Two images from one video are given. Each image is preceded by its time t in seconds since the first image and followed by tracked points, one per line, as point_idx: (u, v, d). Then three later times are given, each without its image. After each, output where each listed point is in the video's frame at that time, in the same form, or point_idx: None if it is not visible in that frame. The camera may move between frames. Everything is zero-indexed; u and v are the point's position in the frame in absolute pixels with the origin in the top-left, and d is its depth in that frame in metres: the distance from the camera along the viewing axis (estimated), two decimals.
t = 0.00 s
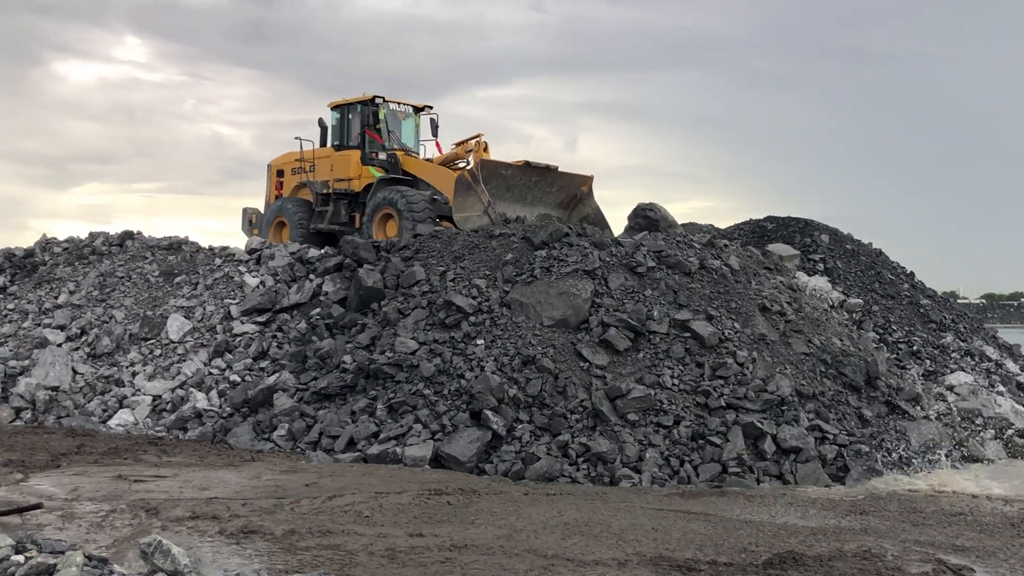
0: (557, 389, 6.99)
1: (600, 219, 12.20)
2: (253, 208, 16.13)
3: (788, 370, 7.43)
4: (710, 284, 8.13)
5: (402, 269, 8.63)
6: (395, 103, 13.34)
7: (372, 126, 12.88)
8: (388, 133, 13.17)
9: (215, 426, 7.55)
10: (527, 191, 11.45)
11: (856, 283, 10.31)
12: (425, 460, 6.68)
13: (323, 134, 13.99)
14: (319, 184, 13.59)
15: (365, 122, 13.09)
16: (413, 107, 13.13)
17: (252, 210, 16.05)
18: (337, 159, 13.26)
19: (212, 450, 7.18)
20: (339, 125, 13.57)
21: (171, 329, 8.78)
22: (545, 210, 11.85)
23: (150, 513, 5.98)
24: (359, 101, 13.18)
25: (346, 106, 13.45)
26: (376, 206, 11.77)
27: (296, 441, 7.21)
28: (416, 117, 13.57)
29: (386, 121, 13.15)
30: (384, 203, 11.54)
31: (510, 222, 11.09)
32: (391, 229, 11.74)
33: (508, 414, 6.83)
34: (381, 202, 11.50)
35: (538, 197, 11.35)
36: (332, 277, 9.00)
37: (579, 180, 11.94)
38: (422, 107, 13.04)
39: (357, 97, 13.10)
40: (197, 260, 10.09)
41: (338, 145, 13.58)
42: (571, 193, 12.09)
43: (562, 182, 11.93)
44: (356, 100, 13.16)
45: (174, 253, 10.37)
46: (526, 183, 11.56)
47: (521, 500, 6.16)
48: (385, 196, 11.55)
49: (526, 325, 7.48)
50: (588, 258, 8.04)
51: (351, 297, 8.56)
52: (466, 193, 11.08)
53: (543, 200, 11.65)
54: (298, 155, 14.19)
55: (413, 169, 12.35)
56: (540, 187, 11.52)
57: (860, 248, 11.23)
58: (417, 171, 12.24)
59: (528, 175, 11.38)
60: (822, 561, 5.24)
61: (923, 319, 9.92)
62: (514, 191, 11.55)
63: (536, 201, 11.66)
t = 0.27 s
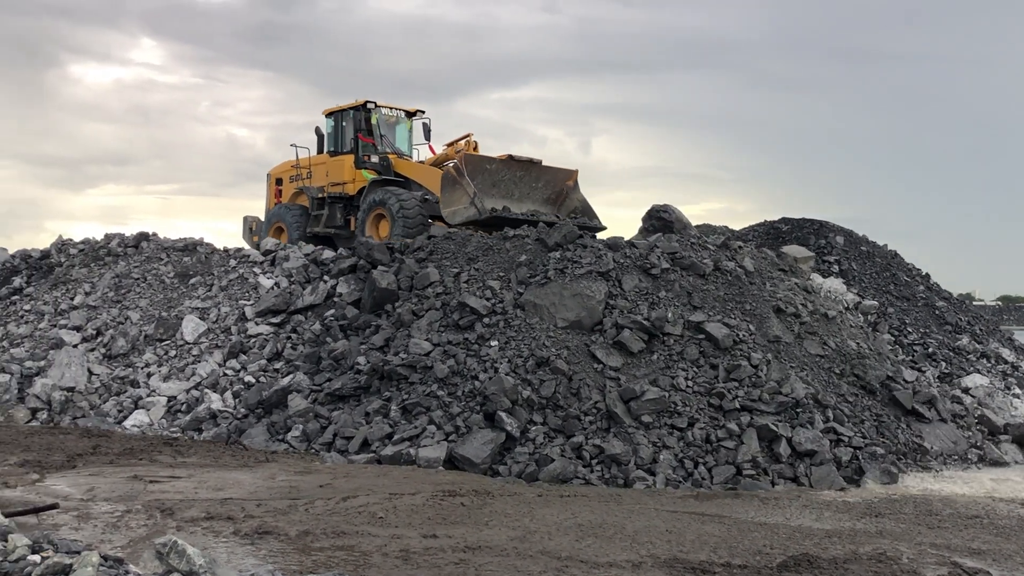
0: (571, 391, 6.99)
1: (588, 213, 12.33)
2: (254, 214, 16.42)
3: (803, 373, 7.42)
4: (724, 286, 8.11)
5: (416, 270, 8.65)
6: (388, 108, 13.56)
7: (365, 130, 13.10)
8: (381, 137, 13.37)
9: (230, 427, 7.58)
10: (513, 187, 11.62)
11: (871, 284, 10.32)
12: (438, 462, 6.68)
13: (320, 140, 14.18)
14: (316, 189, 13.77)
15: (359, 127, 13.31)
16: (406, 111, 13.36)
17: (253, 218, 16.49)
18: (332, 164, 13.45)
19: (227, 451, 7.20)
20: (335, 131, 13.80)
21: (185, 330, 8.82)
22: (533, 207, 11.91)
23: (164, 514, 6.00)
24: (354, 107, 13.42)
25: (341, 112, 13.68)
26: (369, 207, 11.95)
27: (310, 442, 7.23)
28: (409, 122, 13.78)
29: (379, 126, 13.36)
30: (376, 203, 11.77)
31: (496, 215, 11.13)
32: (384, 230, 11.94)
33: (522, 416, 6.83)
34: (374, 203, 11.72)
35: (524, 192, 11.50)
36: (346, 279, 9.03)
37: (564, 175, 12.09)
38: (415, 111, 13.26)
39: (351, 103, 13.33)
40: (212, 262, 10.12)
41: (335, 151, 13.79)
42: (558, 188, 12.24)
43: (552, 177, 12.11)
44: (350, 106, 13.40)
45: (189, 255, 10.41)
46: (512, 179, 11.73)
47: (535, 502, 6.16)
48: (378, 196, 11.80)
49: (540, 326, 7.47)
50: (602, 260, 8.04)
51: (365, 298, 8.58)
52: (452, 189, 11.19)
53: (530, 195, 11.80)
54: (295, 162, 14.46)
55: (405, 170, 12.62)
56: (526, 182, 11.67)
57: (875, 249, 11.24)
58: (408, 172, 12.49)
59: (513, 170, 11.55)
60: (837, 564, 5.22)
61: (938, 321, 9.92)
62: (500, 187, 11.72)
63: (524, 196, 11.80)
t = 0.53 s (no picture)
0: (582, 391, 6.99)
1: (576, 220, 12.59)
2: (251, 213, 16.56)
3: (815, 374, 7.40)
4: (736, 287, 8.10)
5: (427, 271, 8.67)
6: (380, 112, 13.63)
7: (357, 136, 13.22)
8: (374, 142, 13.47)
9: (242, 427, 7.59)
10: (498, 197, 11.89)
11: (884, 283, 10.37)
12: (450, 462, 6.69)
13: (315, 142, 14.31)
14: (310, 192, 13.98)
15: (352, 132, 13.42)
16: (399, 116, 13.40)
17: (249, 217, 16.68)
18: (326, 167, 13.65)
19: (239, 451, 7.21)
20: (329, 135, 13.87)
21: (197, 330, 8.84)
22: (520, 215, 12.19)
23: (177, 514, 6.01)
24: (347, 111, 13.49)
25: (336, 115, 13.77)
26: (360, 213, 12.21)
27: (322, 442, 7.24)
28: (403, 125, 13.83)
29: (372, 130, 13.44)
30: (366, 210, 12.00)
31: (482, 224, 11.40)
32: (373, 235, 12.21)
33: (533, 416, 6.83)
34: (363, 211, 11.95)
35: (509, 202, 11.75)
36: (358, 279, 9.04)
37: (551, 184, 12.31)
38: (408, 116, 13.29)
39: (345, 107, 13.41)
40: (224, 262, 10.14)
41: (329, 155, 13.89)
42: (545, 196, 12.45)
43: (547, 183, 12.23)
44: (344, 110, 13.48)
45: (201, 255, 10.44)
46: (498, 188, 11.98)
47: (546, 503, 6.15)
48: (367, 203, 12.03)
49: (551, 327, 7.48)
50: (613, 260, 8.04)
51: (376, 299, 8.59)
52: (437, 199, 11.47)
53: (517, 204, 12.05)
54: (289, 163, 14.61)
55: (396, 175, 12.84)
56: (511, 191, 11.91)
57: (888, 250, 11.29)
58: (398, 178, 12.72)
59: (499, 180, 11.79)
60: (850, 565, 5.20)
61: (951, 322, 9.93)
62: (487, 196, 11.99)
63: (510, 205, 12.06)
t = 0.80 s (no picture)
0: (593, 391, 6.99)
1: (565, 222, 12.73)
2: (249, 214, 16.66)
3: (826, 374, 7.39)
4: (747, 286, 8.08)
5: (438, 271, 8.68)
6: (376, 115, 13.63)
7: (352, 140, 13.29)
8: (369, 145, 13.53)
9: (254, 427, 7.61)
10: (487, 199, 12.00)
11: (896, 284, 10.45)
12: (461, 462, 6.69)
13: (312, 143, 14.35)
14: (306, 193, 14.12)
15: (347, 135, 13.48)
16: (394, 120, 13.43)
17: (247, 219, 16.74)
18: (321, 169, 13.75)
19: (251, 451, 7.23)
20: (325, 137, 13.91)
21: (210, 331, 8.87)
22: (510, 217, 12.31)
23: (189, 514, 6.03)
24: (343, 114, 13.54)
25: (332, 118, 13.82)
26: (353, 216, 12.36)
27: (333, 442, 7.26)
28: (399, 128, 13.86)
29: (368, 134, 13.47)
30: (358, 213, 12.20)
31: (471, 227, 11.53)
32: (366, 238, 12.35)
33: (545, 416, 6.83)
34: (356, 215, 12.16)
35: (498, 204, 11.87)
36: (369, 280, 9.06)
37: (540, 186, 12.42)
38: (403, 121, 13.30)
39: (340, 110, 13.45)
40: (236, 263, 10.16)
41: (325, 156, 13.97)
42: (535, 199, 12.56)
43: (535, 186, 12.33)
44: (339, 113, 13.53)
45: (213, 256, 10.47)
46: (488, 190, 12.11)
47: (558, 502, 6.14)
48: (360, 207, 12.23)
49: (562, 327, 7.49)
50: (624, 260, 8.04)
51: (387, 299, 8.60)
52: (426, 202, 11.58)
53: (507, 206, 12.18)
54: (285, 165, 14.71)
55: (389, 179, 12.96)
56: (501, 194, 12.03)
57: (900, 249, 11.33)
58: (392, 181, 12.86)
59: (488, 183, 11.91)
60: (862, 564, 5.19)
61: (964, 320, 9.94)
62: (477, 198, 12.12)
63: (499, 207, 12.17)
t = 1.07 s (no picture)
0: (606, 391, 7.00)
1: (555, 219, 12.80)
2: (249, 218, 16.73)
3: (839, 373, 7.38)
4: (760, 286, 8.08)
5: (450, 271, 8.70)
6: (369, 120, 13.94)
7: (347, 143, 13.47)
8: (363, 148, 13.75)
9: (267, 427, 7.63)
10: (477, 197, 12.07)
11: (909, 283, 10.46)
12: (474, 462, 6.70)
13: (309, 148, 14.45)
14: (303, 197, 14.20)
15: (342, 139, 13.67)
16: (388, 124, 13.70)
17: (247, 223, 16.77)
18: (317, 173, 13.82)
19: (264, 451, 7.25)
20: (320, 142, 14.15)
21: (223, 331, 8.90)
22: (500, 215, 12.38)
23: (203, 513, 6.05)
24: (338, 119, 13.72)
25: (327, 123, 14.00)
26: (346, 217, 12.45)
27: (346, 442, 7.28)
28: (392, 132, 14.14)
29: (361, 136, 13.74)
30: (351, 213, 12.29)
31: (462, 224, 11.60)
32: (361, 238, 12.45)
33: (557, 416, 6.84)
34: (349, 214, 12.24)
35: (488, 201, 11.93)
36: (381, 280, 9.08)
37: (530, 184, 12.51)
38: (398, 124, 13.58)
39: (335, 115, 13.63)
40: (248, 263, 10.18)
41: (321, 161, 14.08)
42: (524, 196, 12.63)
43: (524, 184, 12.40)
44: (334, 118, 13.71)
45: (226, 256, 10.49)
46: (477, 188, 12.18)
47: (570, 502, 6.14)
48: (352, 206, 12.31)
49: (574, 327, 7.50)
50: (636, 259, 8.03)
51: (400, 299, 8.62)
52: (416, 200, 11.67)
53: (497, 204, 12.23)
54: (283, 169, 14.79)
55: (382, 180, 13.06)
56: (490, 191, 12.11)
57: (913, 248, 11.34)
58: (384, 182, 12.99)
59: (477, 180, 11.99)
60: (876, 564, 5.18)
61: (978, 319, 9.93)
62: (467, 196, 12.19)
63: (489, 204, 12.24)
